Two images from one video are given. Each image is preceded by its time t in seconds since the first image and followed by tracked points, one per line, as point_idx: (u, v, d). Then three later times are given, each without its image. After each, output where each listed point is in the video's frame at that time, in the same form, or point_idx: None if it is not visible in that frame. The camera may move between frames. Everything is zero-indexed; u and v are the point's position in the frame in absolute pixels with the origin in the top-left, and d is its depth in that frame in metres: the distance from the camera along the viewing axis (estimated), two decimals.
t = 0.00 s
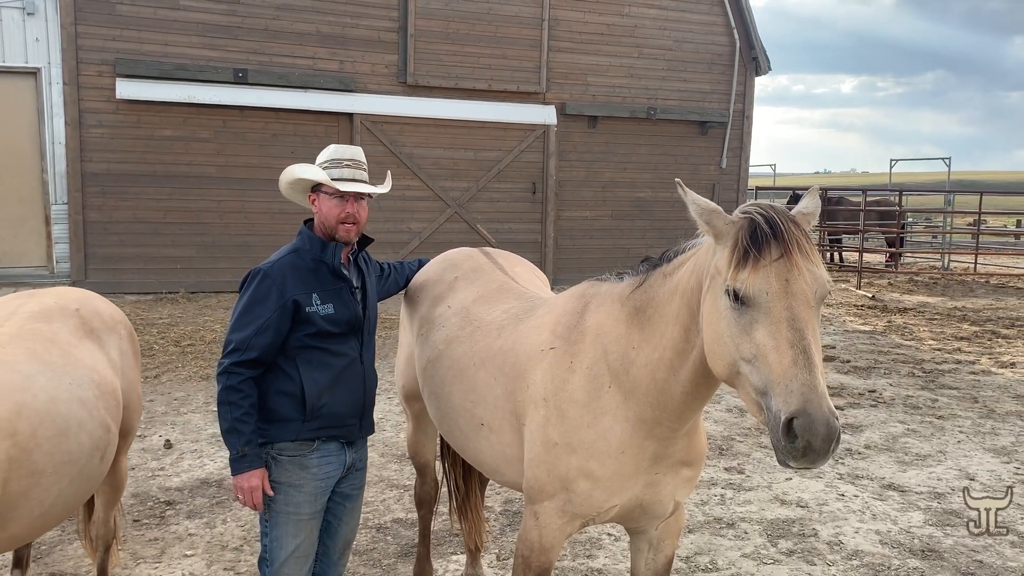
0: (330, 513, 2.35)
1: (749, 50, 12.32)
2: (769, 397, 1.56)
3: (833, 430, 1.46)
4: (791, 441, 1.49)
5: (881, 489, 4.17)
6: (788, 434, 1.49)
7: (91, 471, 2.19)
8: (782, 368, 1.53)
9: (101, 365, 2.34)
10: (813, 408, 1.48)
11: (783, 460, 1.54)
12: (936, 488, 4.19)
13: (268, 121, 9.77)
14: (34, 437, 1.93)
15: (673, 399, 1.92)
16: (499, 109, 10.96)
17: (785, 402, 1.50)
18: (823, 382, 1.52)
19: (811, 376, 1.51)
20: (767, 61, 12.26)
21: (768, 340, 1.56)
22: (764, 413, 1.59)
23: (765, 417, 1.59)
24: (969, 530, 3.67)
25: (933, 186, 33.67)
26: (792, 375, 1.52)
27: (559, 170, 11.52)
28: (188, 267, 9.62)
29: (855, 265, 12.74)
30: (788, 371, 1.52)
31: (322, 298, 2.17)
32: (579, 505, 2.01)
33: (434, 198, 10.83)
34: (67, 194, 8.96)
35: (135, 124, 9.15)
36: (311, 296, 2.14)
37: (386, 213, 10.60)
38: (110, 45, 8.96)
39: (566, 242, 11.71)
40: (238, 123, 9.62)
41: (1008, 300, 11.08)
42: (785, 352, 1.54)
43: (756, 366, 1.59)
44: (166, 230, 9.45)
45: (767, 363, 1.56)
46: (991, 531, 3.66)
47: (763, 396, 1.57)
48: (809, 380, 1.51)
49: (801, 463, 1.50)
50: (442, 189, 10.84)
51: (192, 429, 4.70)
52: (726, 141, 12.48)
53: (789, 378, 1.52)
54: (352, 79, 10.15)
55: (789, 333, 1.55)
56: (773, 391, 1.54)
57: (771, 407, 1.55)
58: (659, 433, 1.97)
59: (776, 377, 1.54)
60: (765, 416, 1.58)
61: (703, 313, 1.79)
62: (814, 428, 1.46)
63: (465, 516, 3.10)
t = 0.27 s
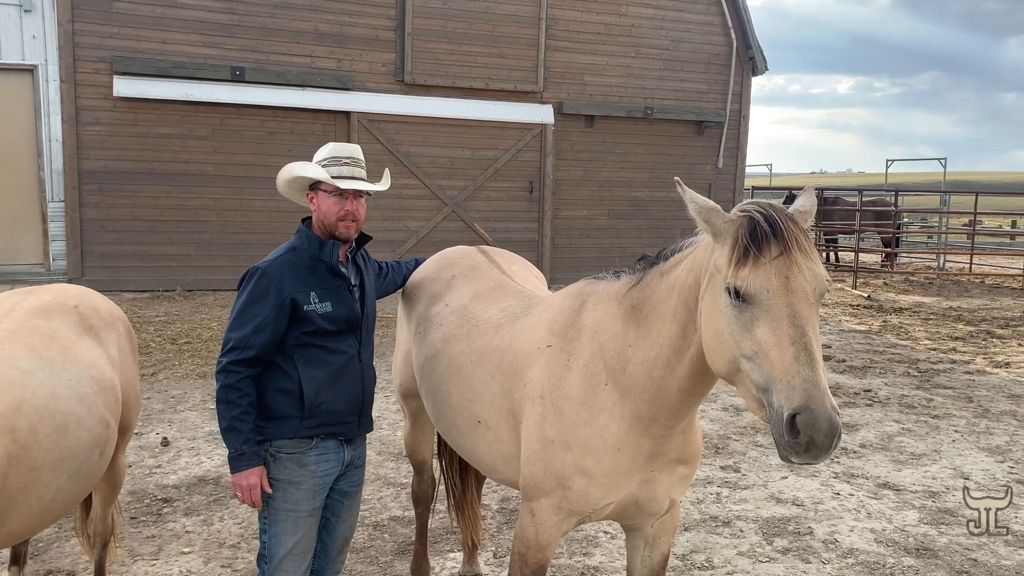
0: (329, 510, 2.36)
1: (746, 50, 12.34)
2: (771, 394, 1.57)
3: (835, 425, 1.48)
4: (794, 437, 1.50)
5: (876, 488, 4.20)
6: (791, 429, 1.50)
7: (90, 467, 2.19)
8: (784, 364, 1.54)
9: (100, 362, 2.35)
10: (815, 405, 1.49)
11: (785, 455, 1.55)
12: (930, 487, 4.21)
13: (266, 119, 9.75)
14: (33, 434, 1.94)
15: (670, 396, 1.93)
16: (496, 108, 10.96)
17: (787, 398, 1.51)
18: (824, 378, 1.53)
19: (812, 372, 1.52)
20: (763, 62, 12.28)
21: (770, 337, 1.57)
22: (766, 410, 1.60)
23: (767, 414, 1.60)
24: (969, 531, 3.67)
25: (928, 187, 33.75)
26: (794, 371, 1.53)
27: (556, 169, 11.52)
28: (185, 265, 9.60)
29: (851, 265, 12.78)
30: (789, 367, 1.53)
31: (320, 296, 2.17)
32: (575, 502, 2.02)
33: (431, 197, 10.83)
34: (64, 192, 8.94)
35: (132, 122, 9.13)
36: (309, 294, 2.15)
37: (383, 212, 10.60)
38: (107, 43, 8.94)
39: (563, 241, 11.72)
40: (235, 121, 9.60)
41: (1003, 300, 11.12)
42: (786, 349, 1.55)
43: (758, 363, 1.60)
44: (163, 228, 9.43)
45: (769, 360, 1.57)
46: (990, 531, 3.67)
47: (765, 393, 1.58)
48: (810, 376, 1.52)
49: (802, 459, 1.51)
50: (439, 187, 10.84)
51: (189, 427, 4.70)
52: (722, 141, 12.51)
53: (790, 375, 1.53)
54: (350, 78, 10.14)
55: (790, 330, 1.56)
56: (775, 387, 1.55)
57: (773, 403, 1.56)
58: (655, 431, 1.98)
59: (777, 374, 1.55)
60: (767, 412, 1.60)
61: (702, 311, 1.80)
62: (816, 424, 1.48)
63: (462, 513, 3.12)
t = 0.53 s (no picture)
0: (326, 508, 2.36)
1: (742, 50, 12.37)
2: (773, 389, 1.58)
3: (839, 419, 1.49)
4: (798, 431, 1.51)
5: (871, 487, 4.21)
6: (795, 424, 1.52)
7: (86, 466, 2.19)
8: (786, 360, 1.55)
9: (97, 361, 2.34)
10: (820, 399, 1.50)
11: (788, 450, 1.56)
12: (925, 486, 4.23)
13: (262, 119, 9.74)
14: (29, 434, 1.94)
15: (666, 394, 1.94)
16: (493, 108, 10.96)
17: (791, 393, 1.52)
18: (826, 372, 1.54)
19: (815, 367, 1.53)
20: (759, 62, 12.32)
21: (772, 333, 1.59)
22: (768, 405, 1.61)
23: (769, 409, 1.61)
24: (967, 530, 3.68)
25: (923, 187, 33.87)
26: (797, 366, 1.54)
27: (553, 169, 11.53)
28: (181, 265, 9.58)
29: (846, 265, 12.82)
30: (792, 362, 1.55)
31: (316, 297, 2.17)
32: (570, 500, 2.03)
33: (428, 196, 10.84)
34: (59, 191, 8.92)
35: (128, 121, 9.11)
36: (306, 295, 2.15)
37: (379, 211, 10.59)
38: (103, 42, 8.92)
39: (560, 241, 11.73)
40: (232, 121, 9.59)
41: (997, 300, 11.17)
42: (788, 344, 1.56)
43: (760, 359, 1.61)
44: (159, 227, 9.41)
45: (771, 356, 1.58)
46: (988, 531, 3.68)
47: (767, 388, 1.59)
48: (813, 371, 1.53)
49: (806, 453, 1.52)
50: (435, 187, 10.84)
51: (185, 426, 4.69)
52: (718, 141, 12.53)
53: (793, 370, 1.54)
54: (346, 77, 10.14)
55: (792, 325, 1.57)
56: (778, 382, 1.56)
57: (776, 398, 1.57)
58: (651, 429, 1.99)
59: (780, 369, 1.56)
60: (769, 408, 1.61)
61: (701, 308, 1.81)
62: (821, 418, 1.49)
63: (458, 512, 3.12)
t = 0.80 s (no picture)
0: (323, 509, 2.37)
1: (740, 50, 12.38)
2: (782, 382, 1.59)
3: (850, 410, 1.50)
4: (811, 423, 1.52)
5: (869, 486, 4.22)
6: (807, 415, 1.52)
7: (84, 467, 2.19)
8: (795, 353, 1.57)
9: (96, 361, 2.35)
10: (831, 390, 1.51)
11: (798, 442, 1.57)
12: (924, 485, 4.24)
13: (260, 119, 9.74)
14: (27, 434, 1.94)
15: (664, 391, 1.94)
16: (491, 108, 10.97)
17: (801, 385, 1.54)
18: (835, 364, 1.56)
19: (824, 359, 1.55)
20: (757, 62, 12.33)
21: (779, 326, 1.60)
22: (777, 399, 1.62)
23: (777, 403, 1.62)
24: (966, 529, 3.69)
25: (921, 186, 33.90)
26: (806, 359, 1.55)
27: (551, 169, 11.54)
28: (179, 265, 9.57)
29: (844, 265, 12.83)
30: (801, 355, 1.56)
31: (315, 299, 2.18)
32: (568, 499, 2.03)
33: (427, 197, 10.85)
34: (58, 192, 8.91)
35: (126, 122, 9.11)
36: (305, 298, 2.15)
37: (378, 212, 10.60)
38: (102, 43, 8.92)
39: (558, 241, 11.74)
40: (230, 121, 9.59)
41: (996, 299, 11.18)
42: (797, 337, 1.57)
43: (767, 352, 1.62)
44: (157, 228, 9.41)
45: (779, 349, 1.59)
46: (987, 530, 3.69)
47: (776, 381, 1.60)
48: (821, 363, 1.55)
49: (817, 445, 1.53)
50: (434, 187, 10.84)
51: (185, 427, 4.69)
52: (717, 141, 12.54)
53: (803, 363, 1.55)
54: (345, 78, 10.14)
55: (799, 318, 1.59)
56: (787, 375, 1.57)
57: (785, 391, 1.58)
58: (649, 427, 1.99)
59: (789, 363, 1.57)
60: (777, 401, 1.61)
61: (701, 305, 1.81)
62: (833, 409, 1.50)
63: (457, 511, 3.13)
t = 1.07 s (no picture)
0: (321, 508, 2.37)
1: (740, 49, 12.38)
2: (796, 379, 1.59)
3: (866, 404, 1.52)
4: (829, 419, 1.53)
5: (870, 484, 4.23)
6: (825, 412, 1.53)
7: (84, 467, 2.20)
8: (809, 350, 1.58)
9: (97, 361, 2.36)
10: (847, 385, 1.52)
11: (813, 438, 1.57)
12: (925, 483, 4.24)
13: (261, 119, 9.74)
14: (27, 433, 1.95)
15: (664, 389, 1.95)
16: (492, 107, 10.98)
17: (818, 382, 1.54)
18: (848, 359, 1.57)
19: (838, 355, 1.56)
20: (758, 61, 12.33)
21: (792, 324, 1.60)
22: (791, 396, 1.62)
23: (791, 401, 1.63)
24: (967, 528, 3.69)
25: (921, 184, 33.87)
26: (820, 356, 1.56)
27: (552, 168, 11.54)
28: (180, 265, 9.59)
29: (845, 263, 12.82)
30: (816, 352, 1.57)
31: (312, 296, 2.18)
32: (567, 496, 2.04)
33: (427, 196, 10.86)
34: (59, 192, 8.92)
35: (127, 122, 9.12)
36: (301, 294, 2.16)
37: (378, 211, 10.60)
38: (102, 43, 8.93)
39: (559, 240, 11.74)
40: (231, 121, 9.59)
41: (997, 297, 11.17)
42: (810, 334, 1.58)
43: (780, 350, 1.62)
44: (158, 228, 9.42)
45: (792, 346, 1.60)
46: (989, 528, 3.68)
47: (790, 379, 1.60)
48: (835, 359, 1.56)
49: (832, 440, 1.54)
50: (435, 187, 10.85)
51: (186, 426, 4.70)
52: (717, 140, 12.54)
53: (817, 360, 1.56)
54: (345, 78, 10.14)
55: (810, 315, 1.60)
56: (801, 372, 1.58)
57: (800, 388, 1.58)
58: (648, 425, 2.00)
59: (804, 360, 1.58)
60: (791, 398, 1.62)
61: (704, 303, 1.81)
62: (850, 404, 1.51)
63: (458, 510, 3.14)
